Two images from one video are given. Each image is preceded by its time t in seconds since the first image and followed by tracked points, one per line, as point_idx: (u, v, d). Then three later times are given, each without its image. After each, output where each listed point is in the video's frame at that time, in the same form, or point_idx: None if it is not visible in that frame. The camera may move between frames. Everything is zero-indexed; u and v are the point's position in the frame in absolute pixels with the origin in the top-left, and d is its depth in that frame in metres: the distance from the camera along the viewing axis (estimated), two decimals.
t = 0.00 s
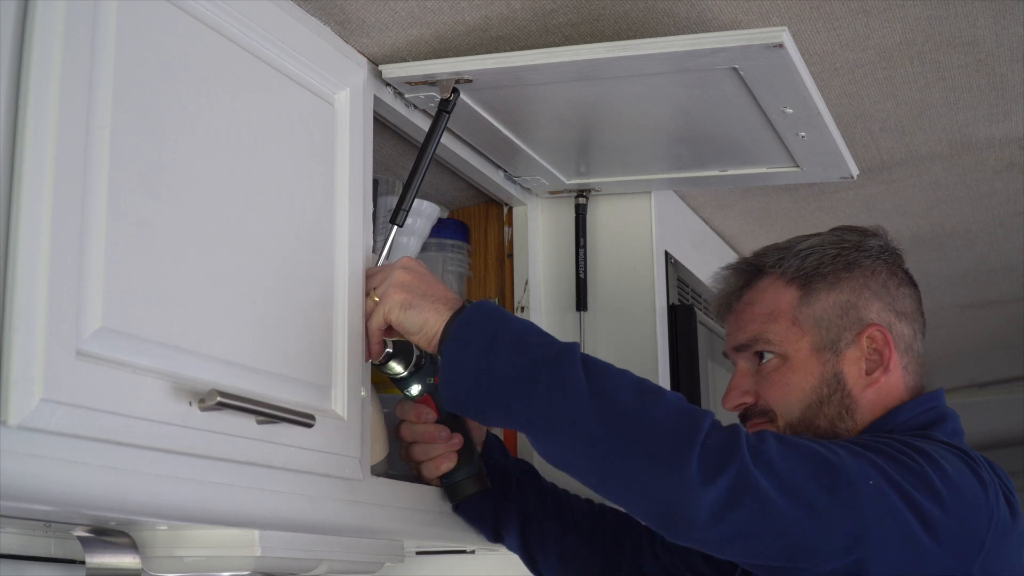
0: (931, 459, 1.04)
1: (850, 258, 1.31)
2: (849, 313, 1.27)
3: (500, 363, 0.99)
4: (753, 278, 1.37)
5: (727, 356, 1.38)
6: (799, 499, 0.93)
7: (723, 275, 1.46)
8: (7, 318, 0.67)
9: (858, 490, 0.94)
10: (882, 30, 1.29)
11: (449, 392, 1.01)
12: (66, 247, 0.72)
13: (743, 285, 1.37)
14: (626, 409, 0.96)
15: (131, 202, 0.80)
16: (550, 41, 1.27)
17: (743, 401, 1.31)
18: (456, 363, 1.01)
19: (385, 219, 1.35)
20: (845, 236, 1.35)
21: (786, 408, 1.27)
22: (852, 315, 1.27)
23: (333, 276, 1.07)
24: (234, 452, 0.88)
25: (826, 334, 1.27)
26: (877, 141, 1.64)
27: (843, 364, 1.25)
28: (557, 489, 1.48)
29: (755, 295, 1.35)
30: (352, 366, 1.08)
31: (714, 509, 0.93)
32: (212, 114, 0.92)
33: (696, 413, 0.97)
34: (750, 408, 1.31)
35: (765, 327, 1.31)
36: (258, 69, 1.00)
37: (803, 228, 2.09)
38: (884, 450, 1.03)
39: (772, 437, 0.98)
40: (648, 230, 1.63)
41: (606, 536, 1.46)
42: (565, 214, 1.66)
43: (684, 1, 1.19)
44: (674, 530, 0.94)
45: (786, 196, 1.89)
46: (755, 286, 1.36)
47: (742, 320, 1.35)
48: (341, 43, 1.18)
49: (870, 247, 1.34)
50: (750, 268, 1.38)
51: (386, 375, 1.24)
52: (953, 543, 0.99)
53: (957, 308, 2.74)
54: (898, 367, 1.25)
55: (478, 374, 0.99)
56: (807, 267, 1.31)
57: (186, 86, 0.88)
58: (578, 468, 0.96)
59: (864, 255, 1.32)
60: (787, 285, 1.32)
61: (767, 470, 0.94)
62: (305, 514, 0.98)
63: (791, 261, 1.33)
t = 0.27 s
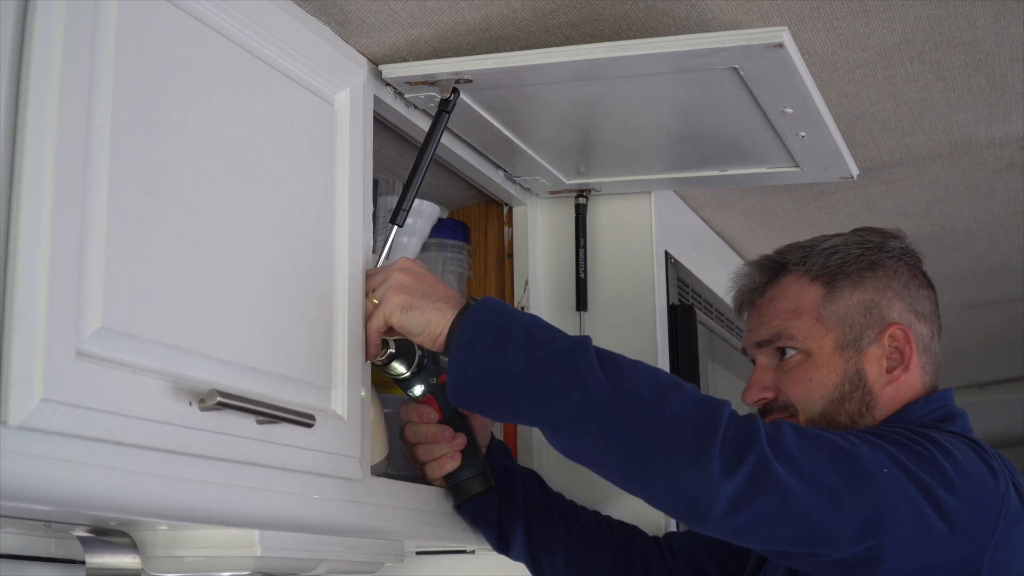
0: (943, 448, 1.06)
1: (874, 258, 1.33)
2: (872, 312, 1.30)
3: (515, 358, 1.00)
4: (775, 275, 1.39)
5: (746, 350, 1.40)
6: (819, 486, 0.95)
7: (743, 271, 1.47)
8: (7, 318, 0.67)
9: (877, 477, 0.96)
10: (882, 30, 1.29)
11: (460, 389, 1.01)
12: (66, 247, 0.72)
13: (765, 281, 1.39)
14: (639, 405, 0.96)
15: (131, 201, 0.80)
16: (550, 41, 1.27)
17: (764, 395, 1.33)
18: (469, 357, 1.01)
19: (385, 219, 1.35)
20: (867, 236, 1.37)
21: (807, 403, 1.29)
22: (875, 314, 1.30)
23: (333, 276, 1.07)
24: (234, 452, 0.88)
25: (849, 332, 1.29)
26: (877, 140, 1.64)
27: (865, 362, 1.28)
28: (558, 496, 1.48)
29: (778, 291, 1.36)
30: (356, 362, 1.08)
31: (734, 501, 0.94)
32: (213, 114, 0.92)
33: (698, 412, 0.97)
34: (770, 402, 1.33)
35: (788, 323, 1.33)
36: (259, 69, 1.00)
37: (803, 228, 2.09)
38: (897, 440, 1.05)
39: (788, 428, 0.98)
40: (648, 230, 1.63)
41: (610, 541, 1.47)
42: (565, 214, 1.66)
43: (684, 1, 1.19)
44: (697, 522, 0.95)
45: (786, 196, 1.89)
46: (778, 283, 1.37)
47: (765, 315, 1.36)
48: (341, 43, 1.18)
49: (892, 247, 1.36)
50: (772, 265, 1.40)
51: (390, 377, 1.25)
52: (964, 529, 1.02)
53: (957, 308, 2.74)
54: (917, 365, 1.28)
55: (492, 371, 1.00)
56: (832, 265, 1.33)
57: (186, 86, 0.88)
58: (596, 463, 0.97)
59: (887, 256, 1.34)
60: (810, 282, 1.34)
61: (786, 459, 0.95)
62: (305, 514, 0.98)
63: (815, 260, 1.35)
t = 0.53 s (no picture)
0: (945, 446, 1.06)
1: (888, 256, 1.34)
2: (886, 310, 1.31)
3: (516, 358, 1.00)
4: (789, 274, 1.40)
5: (760, 350, 1.42)
6: (818, 485, 0.95)
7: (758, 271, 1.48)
8: (7, 318, 0.67)
9: (878, 476, 0.96)
10: (882, 30, 1.29)
11: (458, 388, 1.01)
12: (66, 248, 0.72)
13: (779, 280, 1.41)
14: (640, 405, 0.96)
15: (131, 201, 0.80)
16: (550, 41, 1.27)
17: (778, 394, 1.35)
18: (468, 355, 1.01)
19: (385, 219, 1.35)
20: (881, 235, 1.38)
21: (822, 403, 1.30)
22: (889, 312, 1.31)
23: (333, 276, 1.07)
24: (234, 452, 0.88)
25: (863, 331, 1.30)
26: (877, 140, 1.64)
27: (879, 360, 1.28)
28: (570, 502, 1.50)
29: (792, 290, 1.38)
30: (354, 361, 1.08)
31: (732, 500, 0.94)
32: (213, 114, 0.92)
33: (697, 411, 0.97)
34: (785, 401, 1.35)
35: (803, 322, 1.34)
36: (259, 69, 1.00)
37: (803, 228, 2.09)
38: (898, 438, 1.05)
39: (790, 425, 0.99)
40: (648, 230, 1.63)
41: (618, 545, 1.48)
42: (565, 214, 1.66)
43: (684, 1, 1.19)
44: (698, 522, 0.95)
45: (786, 196, 1.89)
46: (792, 282, 1.39)
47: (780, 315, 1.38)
48: (341, 43, 1.18)
49: (907, 246, 1.37)
50: (787, 265, 1.41)
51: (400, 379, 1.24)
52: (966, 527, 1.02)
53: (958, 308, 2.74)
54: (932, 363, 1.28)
55: (491, 370, 1.00)
56: (846, 263, 1.34)
57: (186, 86, 0.88)
58: (598, 464, 0.97)
59: (901, 254, 1.35)
60: (824, 281, 1.35)
61: (786, 456, 0.95)
62: (304, 513, 0.98)
63: (828, 259, 1.36)
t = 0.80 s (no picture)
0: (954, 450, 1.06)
1: (918, 253, 1.33)
2: (915, 305, 1.30)
3: (516, 362, 0.99)
4: (820, 271, 1.40)
5: (792, 347, 1.44)
6: (822, 492, 0.96)
7: (790, 266, 1.49)
8: (7, 319, 0.67)
9: (882, 482, 0.96)
10: (882, 30, 1.29)
11: (461, 394, 1.01)
12: (66, 248, 0.72)
13: (809, 276, 1.42)
14: (641, 409, 0.96)
15: (132, 202, 0.80)
16: (550, 41, 1.27)
17: (810, 390, 1.37)
18: (468, 360, 1.01)
19: (385, 219, 1.35)
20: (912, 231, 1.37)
21: (851, 400, 1.31)
22: (918, 308, 1.30)
23: (333, 276, 1.07)
24: (234, 451, 0.88)
25: (891, 327, 1.30)
26: (877, 140, 1.64)
27: (908, 357, 1.28)
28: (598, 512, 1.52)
29: (822, 285, 1.39)
30: (354, 361, 1.08)
31: (733, 505, 0.94)
32: (214, 115, 0.92)
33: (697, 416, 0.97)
34: (815, 398, 1.36)
35: (832, 318, 1.35)
36: (259, 69, 1.00)
37: (803, 228, 2.09)
38: (907, 441, 1.05)
39: (793, 429, 1.00)
40: (648, 230, 1.63)
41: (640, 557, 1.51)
42: (565, 214, 1.66)
43: (684, 1, 1.19)
44: (699, 524, 0.96)
45: (786, 196, 1.89)
46: (823, 276, 1.40)
47: (809, 310, 1.39)
48: (341, 43, 1.18)
49: (937, 242, 1.36)
50: (817, 260, 1.42)
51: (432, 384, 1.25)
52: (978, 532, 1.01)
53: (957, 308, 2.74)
54: (961, 358, 1.27)
55: (492, 375, 1.00)
56: (876, 258, 1.34)
57: (186, 86, 0.88)
58: (599, 468, 0.97)
59: (931, 250, 1.34)
60: (854, 277, 1.35)
61: (788, 462, 0.96)
62: (305, 513, 0.98)
63: (859, 254, 1.37)
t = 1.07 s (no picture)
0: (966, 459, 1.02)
1: (836, 276, 1.26)
2: (853, 334, 1.22)
3: (519, 370, 0.99)
4: (742, 322, 1.34)
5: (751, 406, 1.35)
6: (827, 509, 0.94)
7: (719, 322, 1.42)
8: (7, 319, 0.67)
9: (888, 496, 0.95)
10: (882, 30, 1.29)
11: (465, 402, 1.01)
12: (66, 248, 0.72)
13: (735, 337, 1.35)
14: (642, 416, 0.96)
15: (132, 202, 0.80)
16: (550, 41, 1.27)
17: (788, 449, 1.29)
18: (472, 370, 1.01)
19: (385, 219, 1.35)
20: (823, 249, 1.30)
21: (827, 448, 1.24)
22: (857, 335, 1.22)
23: (332, 276, 1.07)
24: (234, 451, 0.88)
25: (838, 364, 1.23)
26: (877, 140, 1.64)
27: (865, 388, 1.20)
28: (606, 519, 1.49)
29: (755, 341, 1.31)
30: (354, 365, 1.08)
31: (735, 515, 0.95)
32: (214, 116, 0.92)
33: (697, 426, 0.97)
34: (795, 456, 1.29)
35: (774, 377, 1.28)
36: (259, 69, 1.00)
37: (803, 228, 2.09)
38: (917, 451, 1.02)
39: (798, 440, 0.98)
40: (648, 230, 1.63)
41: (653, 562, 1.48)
42: (565, 214, 1.66)
43: (684, 1, 1.19)
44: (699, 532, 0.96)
45: (786, 196, 1.89)
46: (748, 334, 1.33)
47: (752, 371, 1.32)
48: (341, 43, 1.18)
49: (852, 252, 1.29)
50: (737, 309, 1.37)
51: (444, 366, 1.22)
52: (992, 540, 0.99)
53: (957, 308, 2.74)
54: (921, 365, 1.21)
55: (496, 384, 1.00)
56: (795, 301, 1.27)
57: (185, 86, 0.88)
58: (600, 476, 0.97)
59: (848, 266, 1.26)
60: (782, 326, 1.28)
61: (791, 476, 0.95)
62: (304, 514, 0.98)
63: (777, 300, 1.29)
